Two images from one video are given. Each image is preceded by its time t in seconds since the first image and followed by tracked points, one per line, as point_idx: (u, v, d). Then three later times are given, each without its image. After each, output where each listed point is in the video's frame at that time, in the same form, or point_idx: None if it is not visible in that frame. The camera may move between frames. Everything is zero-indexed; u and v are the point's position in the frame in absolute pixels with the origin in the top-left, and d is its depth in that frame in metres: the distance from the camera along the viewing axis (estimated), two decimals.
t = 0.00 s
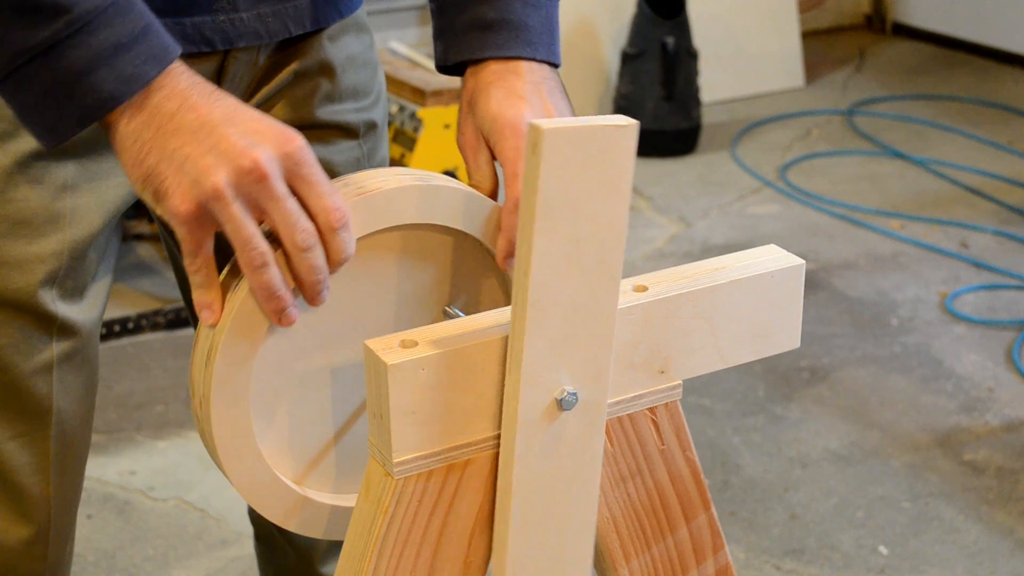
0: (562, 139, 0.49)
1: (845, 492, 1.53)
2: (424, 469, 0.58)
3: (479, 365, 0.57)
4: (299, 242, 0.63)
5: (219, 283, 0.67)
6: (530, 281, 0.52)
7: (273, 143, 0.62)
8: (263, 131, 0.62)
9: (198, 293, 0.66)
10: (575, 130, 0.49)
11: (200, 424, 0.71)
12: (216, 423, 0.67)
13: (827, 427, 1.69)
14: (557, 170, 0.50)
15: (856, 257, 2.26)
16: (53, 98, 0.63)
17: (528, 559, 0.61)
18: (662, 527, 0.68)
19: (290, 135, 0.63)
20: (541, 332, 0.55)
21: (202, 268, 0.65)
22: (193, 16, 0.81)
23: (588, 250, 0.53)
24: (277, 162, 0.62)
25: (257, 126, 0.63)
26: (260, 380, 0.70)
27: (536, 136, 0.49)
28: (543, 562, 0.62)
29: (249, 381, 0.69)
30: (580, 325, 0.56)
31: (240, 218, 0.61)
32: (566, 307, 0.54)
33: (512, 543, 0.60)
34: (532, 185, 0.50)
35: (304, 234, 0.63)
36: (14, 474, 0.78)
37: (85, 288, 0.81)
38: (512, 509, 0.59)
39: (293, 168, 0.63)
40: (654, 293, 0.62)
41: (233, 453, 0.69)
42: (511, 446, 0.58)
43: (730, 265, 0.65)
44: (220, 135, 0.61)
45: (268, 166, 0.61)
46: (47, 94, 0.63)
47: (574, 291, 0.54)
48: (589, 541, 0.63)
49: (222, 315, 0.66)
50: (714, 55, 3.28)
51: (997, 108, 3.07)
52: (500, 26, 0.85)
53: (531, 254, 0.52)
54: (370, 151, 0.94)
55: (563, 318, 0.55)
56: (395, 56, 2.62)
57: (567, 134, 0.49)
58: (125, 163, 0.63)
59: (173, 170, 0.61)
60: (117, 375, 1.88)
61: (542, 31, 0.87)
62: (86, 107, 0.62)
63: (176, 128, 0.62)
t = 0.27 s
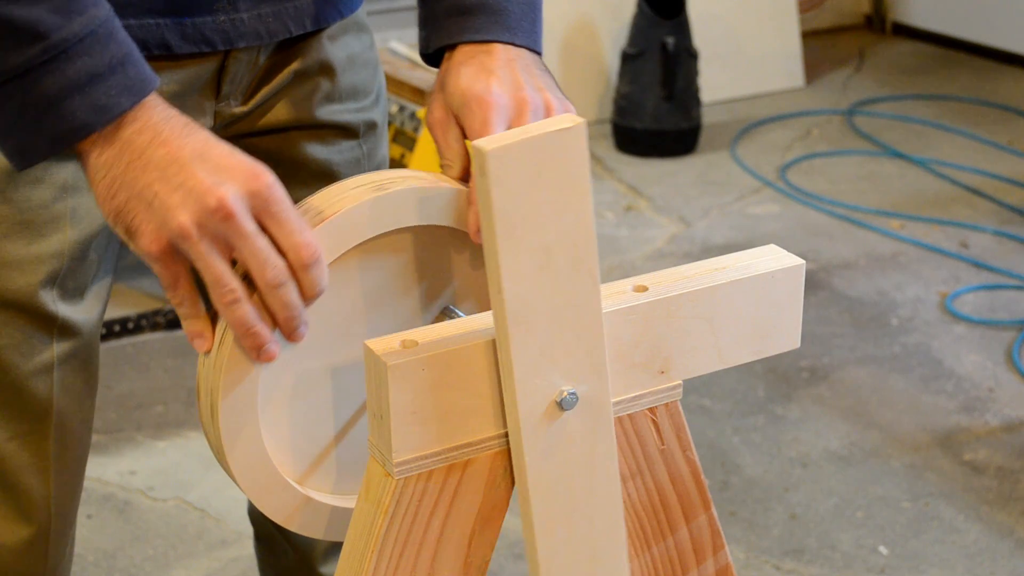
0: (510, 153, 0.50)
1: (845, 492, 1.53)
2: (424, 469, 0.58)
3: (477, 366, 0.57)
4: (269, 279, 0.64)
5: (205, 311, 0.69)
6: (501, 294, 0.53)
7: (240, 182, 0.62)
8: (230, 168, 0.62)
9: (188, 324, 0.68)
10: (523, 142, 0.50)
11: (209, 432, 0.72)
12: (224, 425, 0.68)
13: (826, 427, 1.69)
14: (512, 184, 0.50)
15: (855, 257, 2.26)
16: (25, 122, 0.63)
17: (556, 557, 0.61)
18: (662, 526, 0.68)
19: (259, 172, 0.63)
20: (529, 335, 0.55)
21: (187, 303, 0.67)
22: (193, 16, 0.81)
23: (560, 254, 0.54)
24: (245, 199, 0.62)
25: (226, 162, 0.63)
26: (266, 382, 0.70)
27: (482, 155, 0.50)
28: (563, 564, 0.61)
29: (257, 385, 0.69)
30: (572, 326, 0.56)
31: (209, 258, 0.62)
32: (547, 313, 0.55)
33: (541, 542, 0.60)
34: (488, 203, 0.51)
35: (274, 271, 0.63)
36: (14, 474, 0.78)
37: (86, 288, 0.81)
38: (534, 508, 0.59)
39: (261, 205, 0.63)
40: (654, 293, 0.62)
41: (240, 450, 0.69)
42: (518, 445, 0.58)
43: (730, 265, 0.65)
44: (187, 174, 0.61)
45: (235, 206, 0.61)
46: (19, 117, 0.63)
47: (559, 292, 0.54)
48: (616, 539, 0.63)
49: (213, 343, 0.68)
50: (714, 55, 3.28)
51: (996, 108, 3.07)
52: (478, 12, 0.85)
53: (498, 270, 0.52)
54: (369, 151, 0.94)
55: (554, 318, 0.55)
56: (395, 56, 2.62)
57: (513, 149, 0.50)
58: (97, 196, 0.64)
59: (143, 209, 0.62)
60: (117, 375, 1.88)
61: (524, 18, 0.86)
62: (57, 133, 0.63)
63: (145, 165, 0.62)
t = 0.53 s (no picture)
0: (486, 163, 0.51)
1: (845, 492, 1.53)
2: (424, 469, 0.58)
3: (478, 367, 0.57)
4: (257, 300, 0.63)
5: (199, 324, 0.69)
6: (494, 304, 0.53)
7: (230, 202, 0.62)
8: (220, 188, 0.62)
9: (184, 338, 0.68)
10: (496, 152, 0.51)
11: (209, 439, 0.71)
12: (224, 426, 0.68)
13: (826, 427, 1.69)
14: (491, 196, 0.51)
15: (855, 257, 2.26)
16: (13, 130, 0.63)
17: (572, 556, 0.61)
18: (662, 527, 0.68)
19: (250, 192, 0.63)
20: (524, 337, 0.55)
21: (180, 315, 0.67)
22: (194, 16, 0.80)
23: (547, 261, 0.54)
24: (234, 220, 0.62)
25: (216, 181, 0.63)
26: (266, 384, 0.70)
27: (457, 170, 0.50)
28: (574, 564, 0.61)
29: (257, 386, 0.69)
30: (570, 327, 0.56)
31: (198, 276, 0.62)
32: (537, 319, 0.55)
33: (553, 539, 0.60)
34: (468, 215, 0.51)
35: (262, 292, 0.63)
36: (14, 474, 0.78)
37: (85, 288, 0.82)
38: (544, 507, 0.59)
39: (250, 226, 0.63)
40: (654, 293, 0.62)
41: (242, 451, 0.69)
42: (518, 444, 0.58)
43: (730, 266, 0.65)
44: (176, 194, 0.61)
45: (223, 227, 0.61)
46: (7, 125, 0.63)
47: (552, 293, 0.55)
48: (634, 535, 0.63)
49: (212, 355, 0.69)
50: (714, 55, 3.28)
51: (996, 108, 3.07)
52: (467, 10, 0.85)
53: (488, 283, 0.53)
54: (369, 151, 0.95)
55: (549, 318, 0.55)
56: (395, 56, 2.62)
57: (486, 160, 0.50)
58: (90, 211, 0.65)
59: (134, 226, 0.62)
60: (117, 375, 1.88)
61: (513, 18, 0.87)
62: (47, 145, 0.63)
63: (136, 183, 0.63)
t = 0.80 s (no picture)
0: (514, 152, 0.50)
1: (845, 492, 1.53)
2: (424, 469, 0.58)
3: (479, 366, 0.57)
4: (269, 281, 0.62)
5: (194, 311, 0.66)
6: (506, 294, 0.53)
7: (246, 179, 0.60)
8: (237, 164, 0.61)
9: (174, 323, 0.65)
10: (526, 142, 0.50)
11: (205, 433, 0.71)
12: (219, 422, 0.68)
13: (826, 427, 1.69)
14: (514, 184, 0.50)
15: (855, 257, 2.26)
16: (26, 115, 0.63)
17: (554, 558, 0.61)
18: (662, 527, 0.68)
19: (265, 171, 0.61)
20: (530, 335, 0.55)
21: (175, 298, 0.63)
22: (194, 17, 0.81)
23: (562, 256, 0.54)
24: (250, 198, 0.60)
25: (232, 158, 0.61)
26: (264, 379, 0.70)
27: (484, 155, 0.49)
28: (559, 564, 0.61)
29: (254, 378, 0.69)
30: (574, 327, 0.56)
31: (213, 253, 0.59)
32: (546, 315, 0.55)
33: (537, 544, 0.60)
34: (489, 202, 0.51)
35: (274, 274, 0.61)
36: (13, 475, 0.78)
37: (86, 288, 0.81)
38: (530, 509, 0.59)
39: (266, 204, 0.61)
40: (653, 293, 0.62)
41: (236, 447, 0.69)
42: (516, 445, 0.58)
43: (730, 265, 0.65)
44: (192, 168, 0.59)
45: (240, 204, 0.59)
46: (19, 110, 0.62)
47: (560, 292, 0.55)
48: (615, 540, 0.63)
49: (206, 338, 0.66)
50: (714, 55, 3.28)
51: (996, 108, 3.07)
52: (469, 12, 0.85)
53: (500, 271, 0.52)
54: (370, 152, 0.95)
55: (553, 318, 0.55)
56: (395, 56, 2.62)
57: (516, 146, 0.50)
58: (98, 189, 0.62)
59: (144, 201, 0.60)
60: (116, 375, 1.88)
61: (514, 20, 0.87)
62: (60, 126, 0.62)
63: (148, 158, 0.61)
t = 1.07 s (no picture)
0: (566, 137, 0.49)
1: (845, 492, 1.53)
2: (424, 469, 0.58)
3: (480, 365, 0.57)
4: (319, 218, 0.62)
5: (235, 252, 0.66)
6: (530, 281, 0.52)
7: (296, 116, 0.61)
8: (287, 104, 0.61)
9: (216, 260, 0.65)
10: (577, 130, 0.49)
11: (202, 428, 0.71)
12: (216, 421, 0.67)
13: (826, 427, 1.69)
14: (560, 169, 0.50)
15: (856, 257, 2.26)
16: (71, 75, 0.62)
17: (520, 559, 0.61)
18: (662, 527, 0.68)
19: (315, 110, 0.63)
20: (541, 333, 0.55)
21: (223, 239, 0.64)
22: (195, 17, 0.80)
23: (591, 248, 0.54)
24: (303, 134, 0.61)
25: (281, 98, 0.62)
26: (263, 374, 0.70)
27: (539, 135, 0.48)
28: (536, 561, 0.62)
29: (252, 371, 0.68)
30: (582, 326, 0.56)
31: (267, 187, 0.60)
32: (562, 310, 0.54)
33: (508, 545, 0.60)
34: (534, 186, 0.50)
35: (325, 211, 0.62)
36: (14, 474, 0.78)
37: (86, 289, 0.81)
38: (511, 510, 0.59)
39: (315, 143, 0.62)
40: (653, 292, 0.62)
41: (234, 447, 0.69)
42: (511, 448, 0.58)
43: (730, 265, 0.65)
44: (244, 106, 0.60)
45: (295, 137, 0.60)
46: (65, 71, 0.61)
47: (578, 288, 0.54)
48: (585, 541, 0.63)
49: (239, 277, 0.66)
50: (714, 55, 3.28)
51: (997, 108, 3.07)
52: (472, 12, 0.85)
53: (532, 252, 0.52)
54: (370, 151, 0.95)
55: (561, 316, 0.55)
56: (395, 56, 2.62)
57: (570, 133, 0.49)
58: (145, 133, 0.62)
59: (196, 137, 0.60)
60: (116, 375, 1.88)
61: (517, 21, 0.87)
62: (107, 82, 0.61)
63: (196, 97, 0.61)
